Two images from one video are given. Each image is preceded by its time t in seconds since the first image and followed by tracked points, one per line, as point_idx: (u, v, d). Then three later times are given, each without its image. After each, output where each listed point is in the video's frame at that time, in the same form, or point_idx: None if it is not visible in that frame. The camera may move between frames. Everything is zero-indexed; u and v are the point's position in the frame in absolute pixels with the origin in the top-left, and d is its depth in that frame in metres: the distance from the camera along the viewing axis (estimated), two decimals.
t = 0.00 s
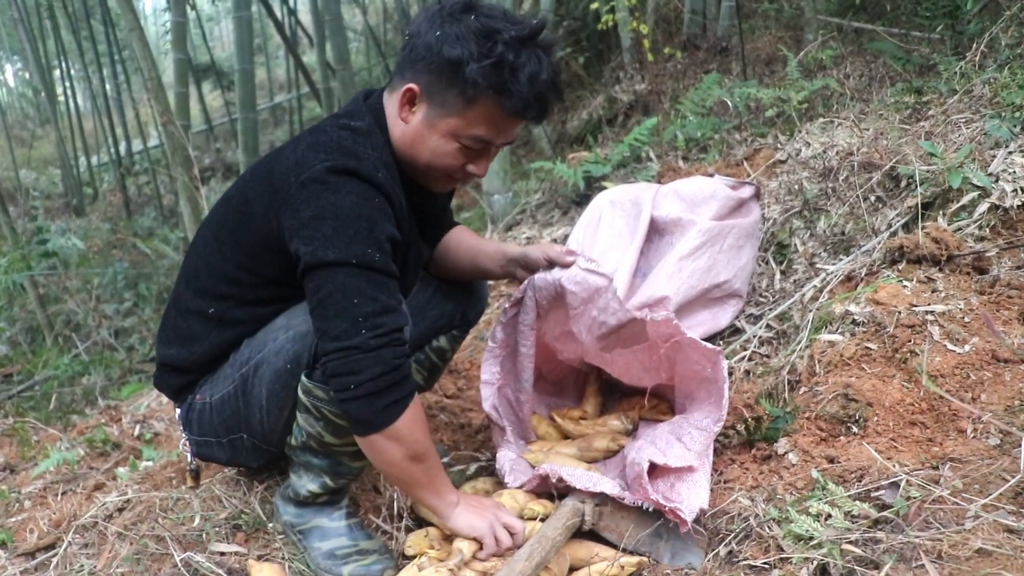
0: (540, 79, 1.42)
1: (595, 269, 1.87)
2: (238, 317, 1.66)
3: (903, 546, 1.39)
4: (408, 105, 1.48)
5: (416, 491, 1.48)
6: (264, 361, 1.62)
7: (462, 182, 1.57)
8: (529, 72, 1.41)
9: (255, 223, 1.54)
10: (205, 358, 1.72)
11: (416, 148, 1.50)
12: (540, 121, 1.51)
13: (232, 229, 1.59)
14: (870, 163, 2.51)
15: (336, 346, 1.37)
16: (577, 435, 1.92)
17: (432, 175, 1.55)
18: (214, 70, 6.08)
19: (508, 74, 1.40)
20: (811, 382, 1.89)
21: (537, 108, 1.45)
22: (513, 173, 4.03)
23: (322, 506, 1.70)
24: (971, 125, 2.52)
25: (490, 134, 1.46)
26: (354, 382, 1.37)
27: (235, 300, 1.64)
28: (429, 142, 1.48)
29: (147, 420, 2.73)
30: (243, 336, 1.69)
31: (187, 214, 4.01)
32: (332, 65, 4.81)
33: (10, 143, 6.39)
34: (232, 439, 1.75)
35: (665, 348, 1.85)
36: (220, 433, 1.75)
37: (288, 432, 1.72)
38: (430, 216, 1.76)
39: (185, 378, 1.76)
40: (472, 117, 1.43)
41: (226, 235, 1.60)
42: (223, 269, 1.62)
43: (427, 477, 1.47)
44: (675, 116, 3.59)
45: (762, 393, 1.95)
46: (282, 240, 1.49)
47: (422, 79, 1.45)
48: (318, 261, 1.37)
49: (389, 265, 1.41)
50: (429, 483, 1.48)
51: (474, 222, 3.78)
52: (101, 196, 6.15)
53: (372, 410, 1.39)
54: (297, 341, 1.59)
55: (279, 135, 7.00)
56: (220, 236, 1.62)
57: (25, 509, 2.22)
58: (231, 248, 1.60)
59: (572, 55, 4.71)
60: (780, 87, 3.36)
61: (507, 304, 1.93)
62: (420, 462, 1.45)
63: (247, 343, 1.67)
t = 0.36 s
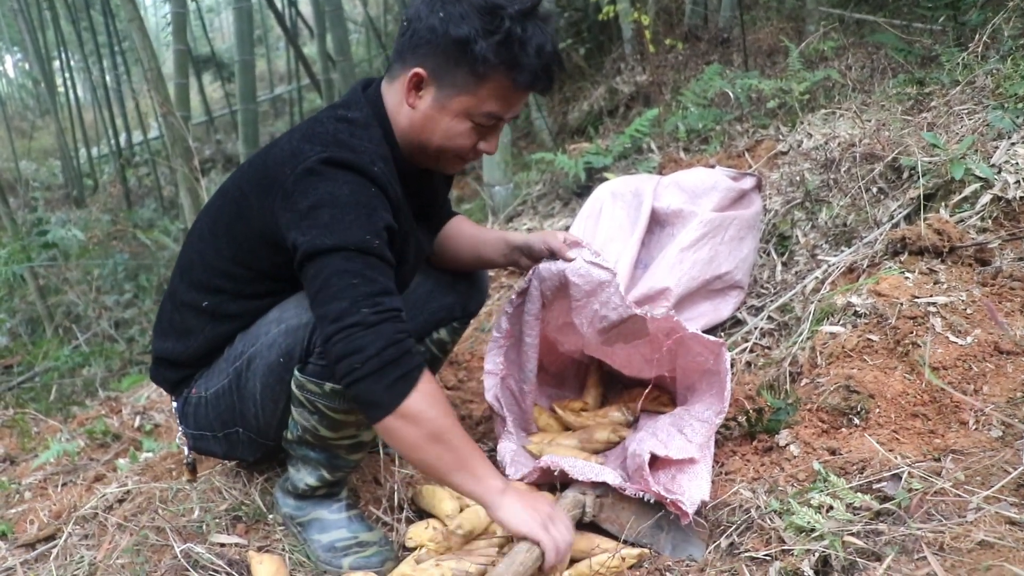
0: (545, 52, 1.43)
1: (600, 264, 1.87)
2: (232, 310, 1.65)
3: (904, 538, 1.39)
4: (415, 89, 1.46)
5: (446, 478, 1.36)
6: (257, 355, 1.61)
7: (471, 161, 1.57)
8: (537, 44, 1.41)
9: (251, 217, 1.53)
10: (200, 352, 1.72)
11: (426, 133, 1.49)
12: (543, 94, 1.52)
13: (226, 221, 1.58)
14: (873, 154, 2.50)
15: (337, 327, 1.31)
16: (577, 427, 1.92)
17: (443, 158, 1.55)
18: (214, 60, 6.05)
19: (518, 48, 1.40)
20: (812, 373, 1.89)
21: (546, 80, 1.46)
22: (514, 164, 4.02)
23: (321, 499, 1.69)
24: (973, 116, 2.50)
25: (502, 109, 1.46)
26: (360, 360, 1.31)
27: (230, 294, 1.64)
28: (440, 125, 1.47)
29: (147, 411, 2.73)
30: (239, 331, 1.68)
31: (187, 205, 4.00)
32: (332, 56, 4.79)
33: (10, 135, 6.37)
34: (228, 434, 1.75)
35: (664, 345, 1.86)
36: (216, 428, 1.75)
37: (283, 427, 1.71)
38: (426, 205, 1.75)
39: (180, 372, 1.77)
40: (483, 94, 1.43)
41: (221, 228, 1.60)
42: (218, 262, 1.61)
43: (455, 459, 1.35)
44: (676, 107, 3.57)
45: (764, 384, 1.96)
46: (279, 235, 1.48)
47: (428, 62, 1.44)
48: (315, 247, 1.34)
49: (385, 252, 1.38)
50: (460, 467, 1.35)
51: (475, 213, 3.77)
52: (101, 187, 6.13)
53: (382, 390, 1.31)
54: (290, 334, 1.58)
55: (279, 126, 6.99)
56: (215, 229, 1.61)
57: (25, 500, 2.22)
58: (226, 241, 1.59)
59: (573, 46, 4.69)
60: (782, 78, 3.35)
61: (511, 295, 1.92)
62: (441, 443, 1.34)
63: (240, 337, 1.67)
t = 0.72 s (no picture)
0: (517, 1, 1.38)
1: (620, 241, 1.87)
2: (234, 296, 1.64)
3: (905, 540, 1.38)
4: (399, 54, 1.48)
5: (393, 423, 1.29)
6: (257, 354, 1.61)
7: (466, 129, 1.51)
8: None
9: (255, 193, 1.53)
10: (204, 342, 1.71)
11: (411, 99, 1.48)
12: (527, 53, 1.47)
13: (231, 208, 1.58)
14: (875, 155, 2.50)
15: (284, 265, 1.30)
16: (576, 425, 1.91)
17: (436, 129, 1.52)
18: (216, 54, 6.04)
19: None
20: (813, 374, 1.89)
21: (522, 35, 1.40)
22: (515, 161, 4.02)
23: (321, 497, 1.69)
24: (976, 117, 2.50)
25: (476, 62, 1.41)
26: (298, 297, 1.28)
27: (232, 279, 1.63)
28: (420, 87, 1.46)
29: (147, 406, 2.73)
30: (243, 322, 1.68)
31: (188, 199, 4.00)
32: (335, 51, 4.78)
33: (11, 127, 6.36)
34: (228, 430, 1.75)
35: (669, 336, 1.88)
36: (216, 423, 1.75)
37: (283, 426, 1.71)
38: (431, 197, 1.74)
39: (182, 363, 1.76)
40: (452, 46, 1.40)
41: (227, 214, 1.59)
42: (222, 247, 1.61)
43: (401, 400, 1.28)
44: (678, 105, 3.57)
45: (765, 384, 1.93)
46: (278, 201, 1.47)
47: (407, 25, 1.45)
48: (292, 194, 1.34)
49: (362, 211, 1.37)
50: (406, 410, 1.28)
51: (476, 209, 3.76)
52: (102, 180, 6.12)
53: (320, 330, 1.27)
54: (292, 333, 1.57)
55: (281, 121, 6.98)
56: (220, 213, 1.61)
57: (25, 494, 2.21)
58: (230, 223, 1.59)
59: (575, 43, 4.68)
60: (784, 77, 3.34)
61: (535, 279, 1.87)
62: (385, 384, 1.28)
63: (244, 332, 1.66)
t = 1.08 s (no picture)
0: None
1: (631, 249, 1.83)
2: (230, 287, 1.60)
3: (909, 543, 1.38)
4: (391, 43, 1.53)
5: (292, 353, 1.26)
6: (260, 359, 1.60)
7: (454, 116, 1.51)
8: None
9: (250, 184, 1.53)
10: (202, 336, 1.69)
11: (398, 86, 1.51)
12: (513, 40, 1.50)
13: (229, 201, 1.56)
14: (876, 155, 2.49)
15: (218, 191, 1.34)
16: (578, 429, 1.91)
17: (426, 119, 1.52)
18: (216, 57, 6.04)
19: None
20: (815, 376, 1.88)
21: (500, 12, 1.41)
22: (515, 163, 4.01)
23: (323, 502, 1.67)
24: (977, 116, 2.50)
25: (455, 42, 1.42)
26: (217, 217, 1.30)
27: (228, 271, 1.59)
28: (405, 71, 1.48)
29: (148, 410, 2.72)
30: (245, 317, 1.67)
31: (188, 202, 4.00)
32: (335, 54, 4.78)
33: (11, 130, 6.35)
34: (229, 434, 1.75)
35: (669, 348, 1.86)
36: (218, 428, 1.75)
37: (285, 430, 1.71)
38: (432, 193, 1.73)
39: (182, 363, 1.74)
40: (432, 27, 1.42)
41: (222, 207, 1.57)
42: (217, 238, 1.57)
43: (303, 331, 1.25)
44: (678, 106, 3.56)
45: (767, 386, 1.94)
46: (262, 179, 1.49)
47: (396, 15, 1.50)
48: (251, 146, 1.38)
49: (316, 166, 1.39)
50: (308, 341, 1.25)
51: (477, 211, 3.76)
52: (103, 183, 6.12)
53: (229, 246, 1.27)
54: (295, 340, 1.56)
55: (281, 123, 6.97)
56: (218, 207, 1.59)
57: (25, 499, 2.21)
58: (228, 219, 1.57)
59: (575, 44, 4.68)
60: (785, 78, 3.34)
61: (543, 284, 1.87)
62: (283, 310, 1.25)
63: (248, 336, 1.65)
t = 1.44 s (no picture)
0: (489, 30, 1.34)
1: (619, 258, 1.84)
2: (227, 316, 1.64)
3: (908, 543, 1.38)
4: (381, 80, 1.47)
5: (269, 443, 1.06)
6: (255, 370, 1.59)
7: (447, 160, 1.49)
8: (477, 29, 1.33)
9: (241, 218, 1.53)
10: (201, 359, 1.72)
11: (389, 127, 1.46)
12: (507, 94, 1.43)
13: (220, 228, 1.58)
14: (872, 156, 2.50)
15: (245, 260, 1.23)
16: (578, 432, 1.92)
17: (419, 161, 1.50)
18: (214, 65, 6.05)
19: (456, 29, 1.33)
20: (814, 377, 1.88)
21: (500, 67, 1.35)
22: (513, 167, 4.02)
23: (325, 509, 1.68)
24: (973, 116, 2.50)
25: (450, 95, 1.38)
26: (245, 288, 1.19)
27: (223, 298, 1.62)
28: (397, 116, 1.44)
29: (148, 419, 2.72)
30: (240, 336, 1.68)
31: (187, 211, 4.00)
32: (332, 61, 4.78)
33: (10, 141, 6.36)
34: (231, 445, 1.74)
35: (666, 354, 1.85)
36: (219, 439, 1.74)
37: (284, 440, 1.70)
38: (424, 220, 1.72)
39: (183, 381, 1.77)
40: (426, 78, 1.37)
41: (215, 234, 1.59)
42: (211, 268, 1.60)
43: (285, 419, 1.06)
44: (675, 109, 3.57)
45: (765, 387, 1.95)
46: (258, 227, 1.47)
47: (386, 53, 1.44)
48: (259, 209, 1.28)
49: (330, 220, 1.30)
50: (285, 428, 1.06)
51: (475, 216, 3.77)
52: (101, 193, 6.13)
53: (252, 318, 1.15)
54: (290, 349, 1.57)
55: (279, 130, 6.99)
56: (208, 234, 1.61)
57: (27, 510, 2.21)
58: (218, 246, 1.58)
59: (571, 49, 4.69)
60: (780, 79, 3.35)
61: (533, 294, 1.89)
62: (276, 391, 1.09)
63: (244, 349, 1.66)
